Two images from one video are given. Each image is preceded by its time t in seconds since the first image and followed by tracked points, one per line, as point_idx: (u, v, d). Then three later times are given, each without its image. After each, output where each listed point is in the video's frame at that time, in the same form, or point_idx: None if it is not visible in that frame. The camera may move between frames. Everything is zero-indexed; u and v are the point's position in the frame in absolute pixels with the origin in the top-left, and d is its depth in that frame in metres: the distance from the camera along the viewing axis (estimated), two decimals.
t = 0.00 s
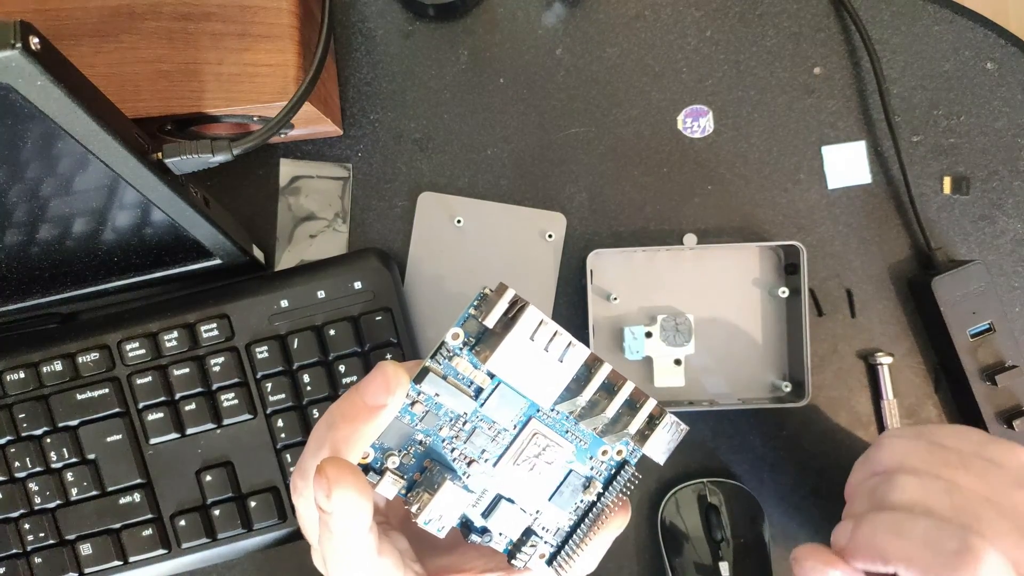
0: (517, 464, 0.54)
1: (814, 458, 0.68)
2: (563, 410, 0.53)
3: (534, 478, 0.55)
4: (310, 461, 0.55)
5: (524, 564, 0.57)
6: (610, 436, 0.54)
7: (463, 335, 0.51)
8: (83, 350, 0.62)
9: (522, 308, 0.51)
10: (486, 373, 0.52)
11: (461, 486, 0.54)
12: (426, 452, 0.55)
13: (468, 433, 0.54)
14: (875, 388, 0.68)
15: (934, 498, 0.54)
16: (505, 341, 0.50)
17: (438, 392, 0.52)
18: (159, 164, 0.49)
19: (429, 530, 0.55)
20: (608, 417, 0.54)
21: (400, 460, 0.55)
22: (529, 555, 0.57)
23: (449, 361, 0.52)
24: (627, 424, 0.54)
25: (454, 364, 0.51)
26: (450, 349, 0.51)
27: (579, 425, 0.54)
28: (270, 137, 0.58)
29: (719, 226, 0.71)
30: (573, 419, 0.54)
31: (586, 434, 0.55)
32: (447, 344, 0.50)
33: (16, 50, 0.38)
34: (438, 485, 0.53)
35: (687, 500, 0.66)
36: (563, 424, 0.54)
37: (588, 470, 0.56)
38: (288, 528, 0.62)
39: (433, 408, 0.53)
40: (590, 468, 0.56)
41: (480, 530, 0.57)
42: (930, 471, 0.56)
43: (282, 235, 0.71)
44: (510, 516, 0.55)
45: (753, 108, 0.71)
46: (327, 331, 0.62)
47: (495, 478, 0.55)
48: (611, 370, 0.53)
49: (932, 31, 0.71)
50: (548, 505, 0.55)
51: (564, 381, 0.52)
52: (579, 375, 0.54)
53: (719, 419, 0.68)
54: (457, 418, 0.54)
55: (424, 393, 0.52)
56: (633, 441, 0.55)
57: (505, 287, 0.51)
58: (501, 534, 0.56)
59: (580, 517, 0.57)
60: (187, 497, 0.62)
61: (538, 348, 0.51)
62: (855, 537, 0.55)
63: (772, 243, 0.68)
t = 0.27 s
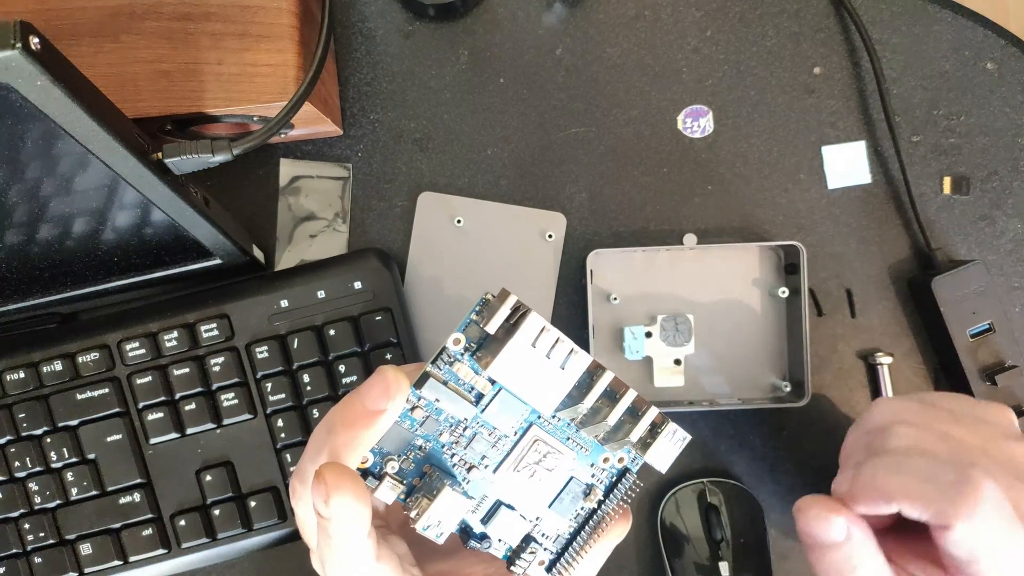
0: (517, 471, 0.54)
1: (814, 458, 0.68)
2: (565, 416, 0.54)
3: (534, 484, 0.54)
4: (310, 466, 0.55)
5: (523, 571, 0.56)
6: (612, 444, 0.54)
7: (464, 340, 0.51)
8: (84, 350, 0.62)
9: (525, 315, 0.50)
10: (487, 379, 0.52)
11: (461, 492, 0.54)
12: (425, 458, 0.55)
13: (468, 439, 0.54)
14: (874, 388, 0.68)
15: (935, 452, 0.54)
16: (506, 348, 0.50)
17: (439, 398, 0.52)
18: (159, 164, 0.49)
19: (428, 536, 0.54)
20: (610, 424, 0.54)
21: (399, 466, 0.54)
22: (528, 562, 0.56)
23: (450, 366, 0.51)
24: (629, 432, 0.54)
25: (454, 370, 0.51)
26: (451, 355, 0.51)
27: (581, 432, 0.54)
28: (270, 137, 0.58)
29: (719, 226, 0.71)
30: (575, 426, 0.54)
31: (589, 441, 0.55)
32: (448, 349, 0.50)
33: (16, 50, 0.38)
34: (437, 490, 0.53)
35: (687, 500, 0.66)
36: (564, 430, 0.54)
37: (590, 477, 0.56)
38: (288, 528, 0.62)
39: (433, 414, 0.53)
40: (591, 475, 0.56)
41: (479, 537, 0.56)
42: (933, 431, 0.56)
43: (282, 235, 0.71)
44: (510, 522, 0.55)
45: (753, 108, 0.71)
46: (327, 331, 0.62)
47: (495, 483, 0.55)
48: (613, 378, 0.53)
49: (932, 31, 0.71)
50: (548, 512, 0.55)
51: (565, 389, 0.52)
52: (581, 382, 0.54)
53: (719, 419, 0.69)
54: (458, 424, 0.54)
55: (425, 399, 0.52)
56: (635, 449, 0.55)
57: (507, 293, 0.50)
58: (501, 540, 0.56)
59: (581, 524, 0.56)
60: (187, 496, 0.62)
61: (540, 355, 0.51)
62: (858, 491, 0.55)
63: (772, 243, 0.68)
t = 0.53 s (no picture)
0: (511, 478, 0.54)
1: (813, 458, 0.68)
2: (559, 424, 0.53)
3: (528, 491, 0.55)
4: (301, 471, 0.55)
5: None
6: (608, 451, 0.54)
7: (456, 345, 0.50)
8: (83, 350, 0.62)
9: (517, 320, 0.50)
10: (479, 385, 0.51)
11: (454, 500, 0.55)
12: (418, 464, 0.55)
13: (461, 445, 0.54)
14: (874, 388, 0.68)
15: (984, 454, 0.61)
16: (498, 354, 0.50)
17: (430, 403, 0.52)
18: (159, 164, 0.49)
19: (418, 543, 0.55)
20: (604, 431, 0.53)
21: (390, 472, 0.54)
22: (523, 570, 0.57)
23: (441, 372, 0.51)
24: (625, 440, 0.54)
25: (446, 376, 0.51)
26: (442, 360, 0.51)
27: (576, 439, 0.54)
28: (270, 137, 0.57)
29: (719, 226, 0.71)
30: (570, 433, 0.54)
31: (584, 449, 0.54)
32: (439, 354, 0.50)
33: (16, 50, 0.38)
34: (429, 498, 0.54)
35: (687, 500, 0.66)
36: (559, 438, 0.54)
37: (586, 485, 0.55)
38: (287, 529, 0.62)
39: (425, 420, 0.53)
40: (587, 484, 0.55)
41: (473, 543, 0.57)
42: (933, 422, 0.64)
43: (282, 235, 0.71)
44: (504, 529, 0.55)
45: (753, 108, 0.71)
46: (327, 331, 0.62)
47: (488, 490, 0.55)
48: (608, 384, 0.53)
49: (933, 31, 0.71)
50: (543, 519, 0.55)
51: (558, 395, 0.51)
52: (575, 389, 0.53)
53: (719, 419, 0.69)
54: (450, 429, 0.53)
55: (417, 404, 0.52)
56: (632, 456, 0.55)
57: (500, 299, 0.50)
58: (495, 548, 0.56)
59: (577, 532, 0.56)
60: (187, 496, 0.62)
61: (532, 361, 0.50)
62: None
63: (772, 243, 0.68)
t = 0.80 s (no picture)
0: (504, 471, 0.54)
1: (814, 458, 0.68)
2: (552, 417, 0.53)
3: (521, 484, 0.54)
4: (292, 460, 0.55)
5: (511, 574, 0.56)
6: (602, 445, 0.54)
7: (449, 337, 0.50)
8: (83, 350, 0.62)
9: (510, 311, 0.50)
10: (472, 377, 0.51)
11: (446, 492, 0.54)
12: (410, 456, 0.55)
13: (453, 437, 0.54)
14: (874, 388, 0.68)
15: None
16: (490, 346, 0.49)
17: (421, 394, 0.52)
18: (159, 164, 0.49)
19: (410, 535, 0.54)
20: (597, 424, 0.53)
21: (382, 463, 0.54)
22: (516, 565, 0.56)
23: (434, 364, 0.51)
24: (618, 433, 0.54)
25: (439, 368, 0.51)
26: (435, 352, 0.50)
27: (569, 433, 0.53)
28: (270, 137, 0.57)
29: (719, 226, 0.71)
30: (563, 427, 0.53)
31: (578, 442, 0.54)
32: (433, 346, 0.49)
33: (16, 50, 0.38)
34: (420, 489, 0.53)
35: (687, 500, 0.66)
36: (552, 431, 0.54)
37: (580, 479, 0.55)
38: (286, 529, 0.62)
39: (417, 411, 0.53)
40: (581, 478, 0.55)
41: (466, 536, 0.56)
42: None
43: (282, 235, 0.71)
44: (497, 523, 0.55)
45: (753, 108, 0.71)
46: (327, 331, 0.62)
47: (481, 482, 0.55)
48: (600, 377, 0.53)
49: (932, 31, 0.71)
50: (537, 513, 0.55)
51: (551, 387, 0.51)
52: (567, 382, 0.53)
53: (719, 420, 0.68)
54: (442, 422, 0.54)
55: (408, 395, 0.52)
56: (627, 451, 0.54)
57: (492, 290, 0.49)
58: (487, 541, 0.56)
59: (571, 527, 0.56)
60: (187, 497, 0.62)
61: (525, 353, 0.50)
62: None
63: (772, 243, 0.68)
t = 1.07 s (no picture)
0: (488, 458, 0.54)
1: (813, 458, 0.68)
2: (535, 403, 0.53)
3: (506, 471, 0.54)
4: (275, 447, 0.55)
5: (497, 562, 0.56)
6: (585, 431, 0.54)
7: (428, 324, 0.51)
8: (83, 350, 0.62)
9: (486, 297, 0.50)
10: (453, 363, 0.52)
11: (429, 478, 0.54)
12: (392, 443, 0.55)
13: (436, 424, 0.54)
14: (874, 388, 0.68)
15: None
16: (467, 331, 0.50)
17: (402, 379, 0.53)
18: (159, 164, 0.49)
19: (395, 522, 0.54)
20: (579, 409, 0.53)
21: (365, 450, 0.54)
22: (503, 553, 0.56)
23: (413, 350, 0.52)
24: (601, 419, 0.54)
25: (418, 353, 0.52)
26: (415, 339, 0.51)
27: (552, 419, 0.54)
28: (270, 137, 0.57)
29: (719, 226, 0.71)
30: (546, 414, 0.54)
31: (561, 429, 0.55)
32: (411, 332, 0.51)
33: (16, 50, 0.38)
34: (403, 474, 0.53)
35: (687, 500, 0.66)
36: (536, 418, 0.54)
37: (564, 466, 0.56)
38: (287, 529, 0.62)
39: (399, 398, 0.54)
40: (566, 465, 0.56)
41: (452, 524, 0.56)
42: None
43: (282, 235, 0.71)
44: (483, 511, 0.55)
45: (753, 108, 0.71)
46: (327, 331, 0.62)
47: (466, 469, 0.55)
48: (580, 362, 0.53)
49: (932, 32, 0.71)
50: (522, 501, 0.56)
51: (530, 371, 0.51)
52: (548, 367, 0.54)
53: (719, 419, 0.69)
54: (425, 408, 0.54)
55: (388, 381, 0.53)
56: (609, 437, 0.54)
57: (469, 276, 0.51)
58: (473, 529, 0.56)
59: (557, 515, 0.57)
60: (187, 497, 0.62)
61: (502, 337, 0.51)
62: (940, 354, 0.60)
63: (772, 243, 0.68)
